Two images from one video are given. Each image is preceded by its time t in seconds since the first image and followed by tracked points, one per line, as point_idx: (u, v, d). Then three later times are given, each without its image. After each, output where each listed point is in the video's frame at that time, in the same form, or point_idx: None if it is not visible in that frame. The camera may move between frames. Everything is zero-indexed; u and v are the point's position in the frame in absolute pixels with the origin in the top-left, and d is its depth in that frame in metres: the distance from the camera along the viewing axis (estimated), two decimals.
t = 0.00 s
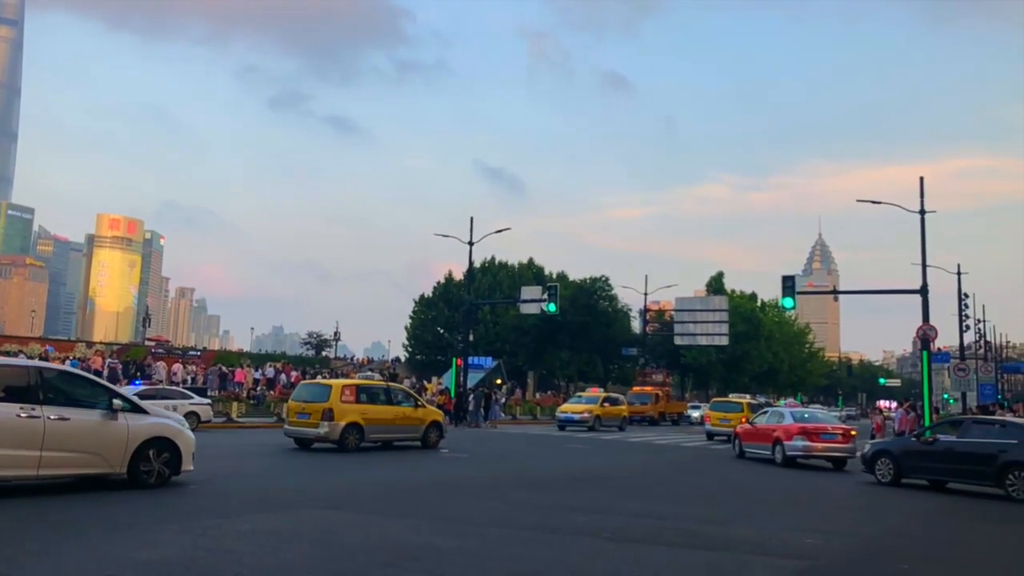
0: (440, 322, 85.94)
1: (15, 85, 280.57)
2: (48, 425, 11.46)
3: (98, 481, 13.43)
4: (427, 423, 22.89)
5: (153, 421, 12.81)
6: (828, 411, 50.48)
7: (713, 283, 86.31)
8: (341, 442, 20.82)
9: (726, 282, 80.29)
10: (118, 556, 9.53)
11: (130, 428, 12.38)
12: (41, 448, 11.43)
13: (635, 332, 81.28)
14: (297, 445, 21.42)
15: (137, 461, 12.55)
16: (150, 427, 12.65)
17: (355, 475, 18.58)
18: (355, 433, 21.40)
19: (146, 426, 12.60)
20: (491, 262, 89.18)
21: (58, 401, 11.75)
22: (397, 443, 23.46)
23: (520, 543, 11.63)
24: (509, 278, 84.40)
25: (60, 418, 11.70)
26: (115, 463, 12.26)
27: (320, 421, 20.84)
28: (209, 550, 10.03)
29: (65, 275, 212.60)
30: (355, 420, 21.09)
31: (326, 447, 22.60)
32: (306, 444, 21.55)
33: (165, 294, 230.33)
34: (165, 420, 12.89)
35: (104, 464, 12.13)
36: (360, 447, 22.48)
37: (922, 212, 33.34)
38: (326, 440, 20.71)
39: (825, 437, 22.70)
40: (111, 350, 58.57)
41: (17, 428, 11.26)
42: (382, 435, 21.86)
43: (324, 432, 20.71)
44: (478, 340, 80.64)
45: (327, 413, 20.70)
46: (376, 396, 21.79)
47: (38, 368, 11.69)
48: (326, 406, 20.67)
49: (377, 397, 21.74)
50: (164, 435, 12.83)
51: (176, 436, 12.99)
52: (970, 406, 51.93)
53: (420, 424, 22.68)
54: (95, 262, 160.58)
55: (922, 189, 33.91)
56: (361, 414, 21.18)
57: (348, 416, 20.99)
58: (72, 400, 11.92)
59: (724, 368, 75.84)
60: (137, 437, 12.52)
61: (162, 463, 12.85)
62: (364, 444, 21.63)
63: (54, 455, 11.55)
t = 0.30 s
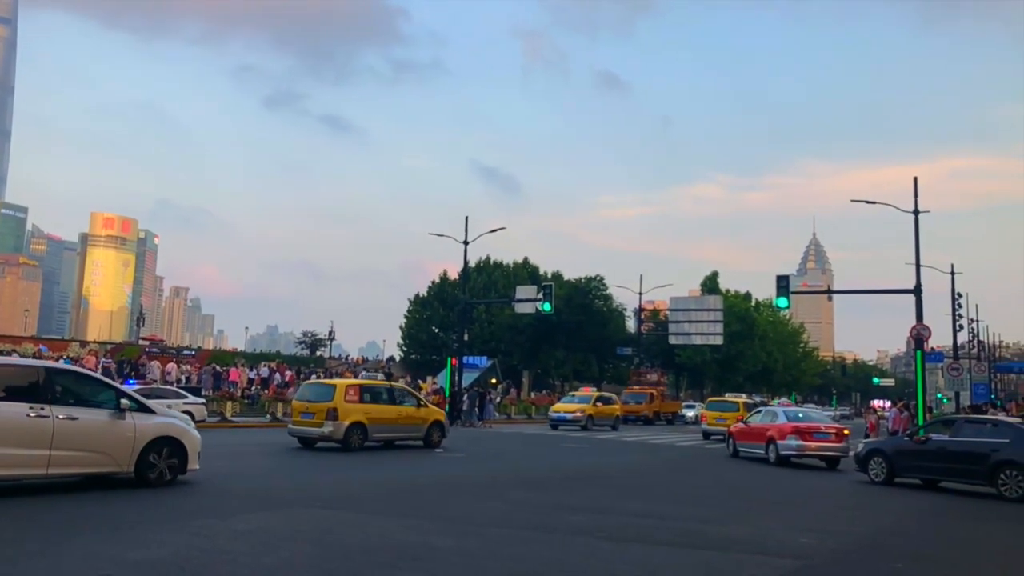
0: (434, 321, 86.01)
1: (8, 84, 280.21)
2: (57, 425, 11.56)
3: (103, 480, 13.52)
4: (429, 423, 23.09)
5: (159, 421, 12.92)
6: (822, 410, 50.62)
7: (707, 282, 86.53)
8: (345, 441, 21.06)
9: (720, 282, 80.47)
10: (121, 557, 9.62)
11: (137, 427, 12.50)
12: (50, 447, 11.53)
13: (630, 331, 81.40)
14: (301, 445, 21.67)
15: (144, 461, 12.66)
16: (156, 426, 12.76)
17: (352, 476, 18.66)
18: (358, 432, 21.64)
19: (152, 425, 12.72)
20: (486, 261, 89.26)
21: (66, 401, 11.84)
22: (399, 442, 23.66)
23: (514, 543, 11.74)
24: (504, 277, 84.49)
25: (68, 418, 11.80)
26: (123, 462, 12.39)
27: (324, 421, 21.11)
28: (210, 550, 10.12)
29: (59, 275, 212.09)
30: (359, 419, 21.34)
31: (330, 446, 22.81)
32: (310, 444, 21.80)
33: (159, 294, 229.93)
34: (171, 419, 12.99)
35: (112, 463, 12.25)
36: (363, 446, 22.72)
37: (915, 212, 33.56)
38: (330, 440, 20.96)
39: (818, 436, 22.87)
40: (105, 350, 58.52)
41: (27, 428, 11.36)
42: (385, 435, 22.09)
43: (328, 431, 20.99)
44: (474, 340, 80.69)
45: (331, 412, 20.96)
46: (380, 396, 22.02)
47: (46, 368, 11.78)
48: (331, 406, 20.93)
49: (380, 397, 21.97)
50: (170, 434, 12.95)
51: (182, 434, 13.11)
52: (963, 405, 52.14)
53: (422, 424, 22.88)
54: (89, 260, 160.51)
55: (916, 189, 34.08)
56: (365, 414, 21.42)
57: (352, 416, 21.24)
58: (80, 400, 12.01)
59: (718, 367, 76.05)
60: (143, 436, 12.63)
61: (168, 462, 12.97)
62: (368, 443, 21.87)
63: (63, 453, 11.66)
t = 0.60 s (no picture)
0: (429, 321, 86.04)
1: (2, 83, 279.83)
2: (65, 425, 11.65)
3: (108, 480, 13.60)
4: (431, 424, 23.31)
5: (165, 420, 13.00)
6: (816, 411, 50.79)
7: (702, 283, 86.80)
8: (349, 441, 21.30)
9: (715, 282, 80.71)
10: (122, 558, 9.68)
11: (144, 427, 12.59)
12: (58, 448, 11.62)
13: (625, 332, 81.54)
14: (304, 445, 21.90)
15: (151, 461, 12.75)
16: (163, 426, 12.85)
17: (349, 476, 18.76)
18: (361, 432, 21.87)
19: (159, 425, 12.81)
20: (481, 262, 89.37)
21: (73, 402, 11.93)
22: (401, 443, 23.87)
23: (509, 543, 11.86)
24: (499, 278, 84.60)
25: (76, 418, 11.87)
26: (130, 462, 12.48)
27: (328, 421, 21.35)
28: (208, 550, 10.19)
29: (52, 275, 211.60)
30: (363, 420, 21.58)
31: (333, 446, 23.02)
32: (313, 444, 22.04)
33: (153, 294, 229.51)
34: (177, 419, 13.08)
35: (119, 463, 12.34)
36: (366, 446, 22.93)
37: (908, 213, 33.77)
38: (334, 440, 21.20)
39: (811, 437, 23.01)
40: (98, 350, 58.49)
41: (35, 428, 11.44)
42: (388, 435, 22.32)
43: (331, 431, 21.23)
44: (469, 340, 80.71)
45: (335, 413, 21.19)
46: (382, 396, 22.26)
47: (55, 368, 11.86)
48: (334, 406, 21.17)
49: (383, 398, 22.20)
50: (176, 433, 13.04)
51: (187, 434, 13.20)
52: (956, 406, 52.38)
53: (424, 424, 23.11)
54: (83, 260, 160.48)
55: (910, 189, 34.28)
56: (368, 414, 21.65)
57: (355, 416, 21.49)
58: (88, 400, 12.09)
59: (713, 367, 76.28)
60: (149, 436, 12.72)
61: (174, 462, 13.06)
62: (371, 443, 22.11)
63: (71, 453, 11.75)
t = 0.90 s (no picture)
0: (424, 321, 86.15)
1: None
2: (73, 425, 11.81)
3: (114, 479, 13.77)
4: (433, 424, 23.63)
5: (171, 420, 13.19)
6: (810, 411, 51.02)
7: (696, 283, 87.10)
8: (353, 441, 21.60)
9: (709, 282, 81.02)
10: (126, 558, 9.83)
11: (150, 427, 12.76)
12: (67, 447, 11.78)
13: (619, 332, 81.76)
14: (308, 444, 22.19)
15: (157, 460, 12.92)
16: (169, 426, 13.02)
17: (346, 476, 18.91)
18: (364, 432, 22.18)
19: (165, 425, 12.98)
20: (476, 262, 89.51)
21: (82, 402, 12.10)
22: (403, 443, 24.18)
23: (503, 543, 12.03)
24: (494, 277, 84.78)
25: (84, 418, 12.06)
26: (137, 462, 12.64)
27: (332, 421, 21.65)
28: (208, 552, 10.32)
29: (45, 274, 211.00)
30: (366, 420, 21.89)
31: (336, 446, 23.32)
32: (317, 443, 22.34)
33: (147, 294, 229.14)
34: (182, 419, 13.24)
35: (126, 462, 12.50)
36: (369, 446, 23.22)
37: (901, 214, 34.02)
38: (338, 439, 21.51)
39: (804, 436, 23.24)
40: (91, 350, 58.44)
41: (44, 428, 11.61)
42: (390, 435, 22.64)
43: (335, 431, 21.52)
44: (463, 340, 80.82)
45: (338, 413, 21.50)
46: (385, 396, 22.59)
47: (63, 369, 12.03)
48: (338, 407, 21.47)
49: (385, 398, 22.51)
50: (181, 433, 13.20)
51: (193, 434, 13.37)
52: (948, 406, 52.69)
53: (426, 424, 23.42)
54: (76, 259, 160.15)
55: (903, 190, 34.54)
56: (371, 414, 21.95)
57: (359, 416, 21.80)
58: (96, 400, 12.27)
59: (707, 367, 76.54)
60: (156, 435, 12.89)
61: (180, 461, 13.22)
62: (374, 443, 22.39)
63: (80, 453, 11.91)
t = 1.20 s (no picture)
0: (417, 322, 86.26)
1: None
2: (79, 426, 11.91)
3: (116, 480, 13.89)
4: (433, 424, 23.89)
5: (175, 421, 13.29)
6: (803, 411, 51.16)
7: (689, 284, 87.34)
8: (354, 442, 21.90)
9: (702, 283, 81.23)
10: (125, 559, 9.89)
11: (154, 428, 12.87)
12: (73, 447, 11.87)
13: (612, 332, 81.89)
14: (309, 445, 22.48)
15: (162, 461, 13.02)
16: (173, 426, 13.13)
17: (340, 477, 18.99)
18: (366, 433, 22.47)
19: (169, 425, 13.09)
20: (469, 263, 89.62)
21: (86, 403, 12.20)
22: (403, 443, 24.45)
23: (496, 543, 12.14)
24: (487, 278, 84.93)
25: (90, 419, 12.16)
26: (141, 462, 12.75)
27: (333, 422, 21.97)
28: (205, 552, 10.39)
29: (37, 275, 210.38)
30: (367, 421, 22.20)
31: (337, 446, 23.58)
32: (319, 443, 22.64)
33: (139, 295, 228.66)
34: (187, 420, 13.34)
35: (131, 463, 12.61)
36: (369, 446, 23.52)
37: (893, 215, 34.24)
38: (339, 440, 21.81)
39: (795, 437, 23.39)
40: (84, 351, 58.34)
41: (51, 428, 11.71)
42: (392, 435, 22.93)
43: (337, 432, 21.84)
44: (457, 341, 80.89)
45: (340, 413, 21.81)
46: (386, 397, 22.87)
47: (68, 369, 12.13)
48: (340, 408, 21.76)
49: (387, 399, 22.80)
50: (184, 433, 13.31)
51: (197, 434, 13.48)
52: (940, 406, 52.90)
53: (426, 425, 23.69)
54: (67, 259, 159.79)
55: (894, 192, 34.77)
56: (372, 415, 22.25)
57: (360, 417, 22.10)
58: (101, 401, 12.38)
59: (700, 368, 76.78)
60: (160, 436, 13.00)
61: (184, 461, 13.33)
62: (375, 443, 22.68)
63: (85, 453, 12.03)
